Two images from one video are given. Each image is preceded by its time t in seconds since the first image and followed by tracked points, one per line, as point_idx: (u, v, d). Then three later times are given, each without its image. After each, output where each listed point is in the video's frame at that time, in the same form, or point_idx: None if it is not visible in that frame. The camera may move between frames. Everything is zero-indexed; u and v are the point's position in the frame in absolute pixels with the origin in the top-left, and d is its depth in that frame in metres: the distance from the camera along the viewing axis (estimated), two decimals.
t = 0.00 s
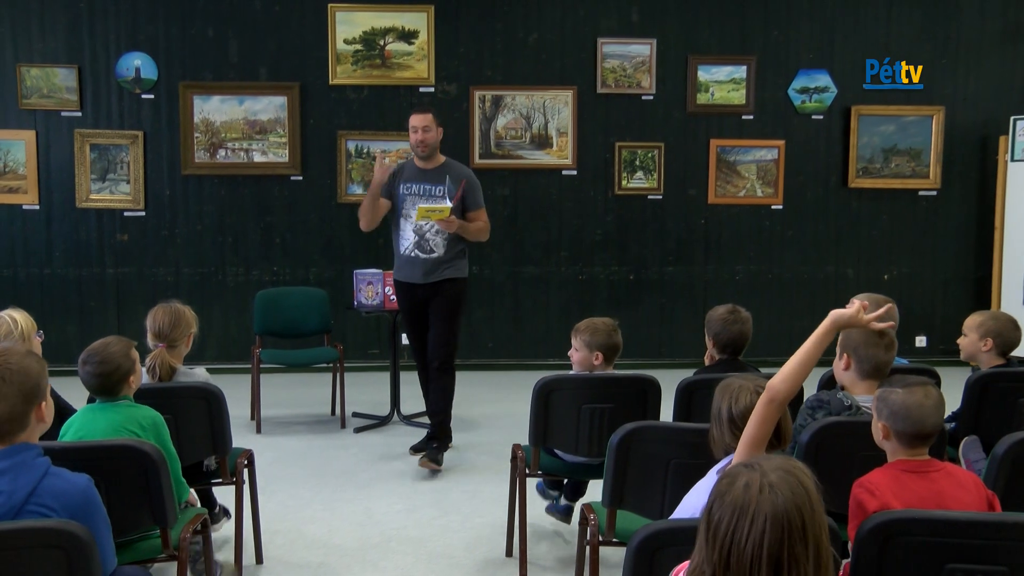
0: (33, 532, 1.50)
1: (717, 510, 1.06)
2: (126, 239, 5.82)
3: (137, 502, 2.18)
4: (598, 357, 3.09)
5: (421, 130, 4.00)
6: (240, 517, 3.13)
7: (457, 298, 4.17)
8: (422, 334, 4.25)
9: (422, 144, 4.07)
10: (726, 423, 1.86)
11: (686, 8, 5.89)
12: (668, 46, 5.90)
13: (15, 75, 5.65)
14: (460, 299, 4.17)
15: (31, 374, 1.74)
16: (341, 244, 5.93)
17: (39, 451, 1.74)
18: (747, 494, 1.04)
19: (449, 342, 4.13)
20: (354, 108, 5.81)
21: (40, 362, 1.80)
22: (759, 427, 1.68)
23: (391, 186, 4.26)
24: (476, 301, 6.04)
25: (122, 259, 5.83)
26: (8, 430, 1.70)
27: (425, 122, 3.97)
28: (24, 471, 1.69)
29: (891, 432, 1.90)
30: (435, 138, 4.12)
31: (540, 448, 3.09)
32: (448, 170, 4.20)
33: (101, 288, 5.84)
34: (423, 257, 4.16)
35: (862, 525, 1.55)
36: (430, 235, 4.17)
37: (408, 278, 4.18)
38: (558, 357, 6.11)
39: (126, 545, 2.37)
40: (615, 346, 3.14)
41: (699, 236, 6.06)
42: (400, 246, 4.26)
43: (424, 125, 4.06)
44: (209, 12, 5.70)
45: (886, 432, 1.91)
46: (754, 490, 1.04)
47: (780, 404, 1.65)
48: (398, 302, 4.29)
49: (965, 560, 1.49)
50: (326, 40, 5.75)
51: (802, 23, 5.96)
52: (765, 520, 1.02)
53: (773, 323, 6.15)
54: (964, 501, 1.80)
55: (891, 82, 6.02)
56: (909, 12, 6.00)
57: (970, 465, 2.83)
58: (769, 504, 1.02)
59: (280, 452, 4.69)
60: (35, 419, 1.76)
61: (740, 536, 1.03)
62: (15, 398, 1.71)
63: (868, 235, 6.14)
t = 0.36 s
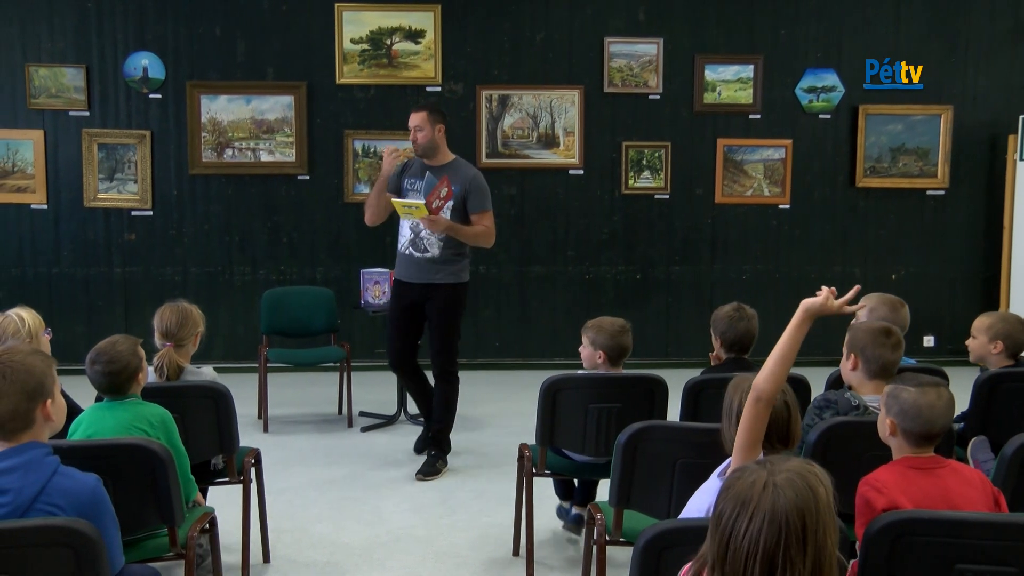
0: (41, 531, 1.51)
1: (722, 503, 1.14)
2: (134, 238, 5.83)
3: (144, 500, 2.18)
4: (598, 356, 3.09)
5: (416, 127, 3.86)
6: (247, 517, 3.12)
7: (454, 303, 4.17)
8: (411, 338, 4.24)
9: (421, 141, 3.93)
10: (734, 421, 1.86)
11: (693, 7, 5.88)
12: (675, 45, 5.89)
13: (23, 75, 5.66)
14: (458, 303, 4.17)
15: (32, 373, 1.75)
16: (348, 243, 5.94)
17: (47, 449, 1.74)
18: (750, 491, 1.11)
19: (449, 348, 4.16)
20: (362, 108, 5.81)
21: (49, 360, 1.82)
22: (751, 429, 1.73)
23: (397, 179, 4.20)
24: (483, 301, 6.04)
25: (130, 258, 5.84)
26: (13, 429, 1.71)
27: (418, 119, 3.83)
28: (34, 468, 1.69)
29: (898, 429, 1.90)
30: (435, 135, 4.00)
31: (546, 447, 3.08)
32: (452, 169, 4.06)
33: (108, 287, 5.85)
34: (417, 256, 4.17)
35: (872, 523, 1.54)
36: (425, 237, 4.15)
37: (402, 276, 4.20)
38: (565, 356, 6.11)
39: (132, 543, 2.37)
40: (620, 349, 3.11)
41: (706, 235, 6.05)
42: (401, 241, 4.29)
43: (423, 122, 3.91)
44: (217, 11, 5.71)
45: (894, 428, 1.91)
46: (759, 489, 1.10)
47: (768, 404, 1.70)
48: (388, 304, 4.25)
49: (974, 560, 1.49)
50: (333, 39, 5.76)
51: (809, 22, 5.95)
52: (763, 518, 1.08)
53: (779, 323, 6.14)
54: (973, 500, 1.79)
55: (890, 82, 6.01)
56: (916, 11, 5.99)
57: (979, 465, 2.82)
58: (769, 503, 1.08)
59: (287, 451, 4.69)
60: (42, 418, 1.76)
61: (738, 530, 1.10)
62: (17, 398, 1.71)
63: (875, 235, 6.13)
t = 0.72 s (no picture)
0: (54, 528, 1.52)
1: (728, 500, 1.13)
2: (144, 237, 5.84)
3: (154, 499, 2.19)
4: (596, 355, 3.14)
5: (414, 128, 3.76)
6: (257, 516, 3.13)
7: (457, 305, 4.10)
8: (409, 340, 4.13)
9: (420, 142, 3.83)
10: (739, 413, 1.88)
11: (702, 6, 5.87)
12: (684, 45, 5.88)
13: (34, 74, 5.68)
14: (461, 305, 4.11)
15: (42, 370, 1.79)
16: (357, 243, 5.94)
17: (58, 448, 1.76)
18: (756, 489, 1.10)
19: (451, 352, 4.16)
20: (371, 107, 5.82)
21: (56, 358, 1.86)
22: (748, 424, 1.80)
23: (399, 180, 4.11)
24: (491, 301, 6.04)
25: (140, 257, 5.86)
26: (20, 427, 1.75)
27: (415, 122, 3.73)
28: (44, 466, 1.71)
29: (903, 430, 1.89)
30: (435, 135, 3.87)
31: (556, 447, 3.09)
32: (452, 169, 3.94)
33: (118, 286, 5.86)
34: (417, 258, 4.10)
35: (878, 528, 1.54)
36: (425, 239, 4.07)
37: (403, 277, 4.13)
38: (573, 356, 6.11)
39: (143, 541, 2.38)
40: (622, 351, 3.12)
41: (715, 234, 6.05)
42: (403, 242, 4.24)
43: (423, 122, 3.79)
44: (226, 11, 5.72)
45: (899, 429, 1.90)
46: (763, 487, 1.10)
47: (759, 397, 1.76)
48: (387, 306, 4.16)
49: (981, 561, 1.49)
50: (342, 38, 5.76)
51: (819, 21, 5.93)
52: (766, 516, 1.08)
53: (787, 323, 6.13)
54: (980, 500, 1.79)
55: (890, 83, 5.98)
56: (927, 9, 5.97)
57: (990, 466, 2.80)
58: (772, 502, 1.08)
59: (297, 450, 4.70)
60: (51, 416, 1.80)
61: (741, 527, 1.10)
62: (26, 396, 1.76)
63: (885, 234, 6.11)
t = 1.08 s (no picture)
0: (67, 527, 1.53)
1: (739, 501, 1.16)
2: (156, 237, 5.86)
3: (167, 496, 2.20)
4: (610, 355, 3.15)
5: (403, 132, 3.66)
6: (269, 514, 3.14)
7: (453, 310, 4.01)
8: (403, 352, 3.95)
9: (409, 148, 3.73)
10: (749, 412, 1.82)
11: (714, 5, 5.86)
12: (696, 44, 5.87)
13: (48, 74, 5.70)
14: (456, 311, 4.01)
15: (56, 368, 1.81)
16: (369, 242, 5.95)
17: (70, 446, 1.77)
18: (767, 490, 1.12)
19: (448, 357, 4.10)
20: (383, 107, 5.83)
21: (68, 357, 1.88)
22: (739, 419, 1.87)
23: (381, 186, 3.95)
24: (502, 301, 6.04)
25: (152, 256, 5.87)
26: (34, 425, 1.76)
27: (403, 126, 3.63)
28: (58, 464, 1.72)
29: (928, 431, 1.88)
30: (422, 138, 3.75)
31: (567, 446, 3.08)
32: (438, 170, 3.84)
33: (131, 285, 5.88)
34: (411, 264, 3.95)
35: (894, 527, 1.53)
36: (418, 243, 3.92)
37: (396, 285, 3.97)
38: (585, 356, 6.10)
39: (156, 539, 2.38)
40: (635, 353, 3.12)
41: (727, 234, 6.03)
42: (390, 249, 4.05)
43: (411, 126, 3.71)
44: (239, 11, 5.73)
45: (923, 431, 1.88)
46: (773, 487, 1.12)
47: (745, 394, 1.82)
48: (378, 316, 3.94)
49: (1001, 561, 1.48)
50: (354, 38, 5.77)
51: (832, 20, 5.91)
52: (778, 517, 1.10)
53: (798, 323, 6.12)
54: (999, 501, 1.79)
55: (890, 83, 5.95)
56: (940, 8, 5.94)
57: (1004, 467, 2.80)
58: (784, 502, 1.10)
59: (308, 449, 4.71)
60: (64, 414, 1.82)
61: (754, 527, 1.12)
62: (40, 394, 1.77)
63: (898, 234, 6.09)
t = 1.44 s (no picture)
0: (92, 524, 1.53)
1: (758, 503, 1.15)
2: (178, 236, 5.89)
3: (189, 493, 2.21)
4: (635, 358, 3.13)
5: (399, 128, 3.40)
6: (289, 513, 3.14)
7: (448, 312, 3.70)
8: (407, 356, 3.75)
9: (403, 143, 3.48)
10: (761, 417, 1.82)
11: (736, 4, 5.84)
12: (718, 43, 5.85)
13: (72, 74, 5.75)
14: (451, 312, 3.70)
15: (82, 366, 1.84)
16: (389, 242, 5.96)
17: (95, 441, 1.77)
18: (785, 491, 1.11)
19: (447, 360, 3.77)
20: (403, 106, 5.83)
21: (93, 355, 1.91)
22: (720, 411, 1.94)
23: (369, 183, 3.66)
24: (522, 300, 6.04)
25: (174, 255, 5.91)
26: (59, 422, 1.79)
27: (400, 120, 3.38)
28: (82, 460, 1.72)
29: (955, 432, 1.86)
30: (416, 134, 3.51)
31: (587, 446, 3.07)
32: (432, 164, 3.62)
33: (153, 284, 5.92)
34: (410, 263, 3.65)
35: (918, 528, 1.52)
36: (417, 240, 3.66)
37: (394, 287, 3.67)
38: (605, 355, 6.09)
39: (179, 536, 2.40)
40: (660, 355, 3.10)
41: (747, 234, 6.01)
42: (380, 251, 3.73)
43: (405, 122, 3.45)
44: (261, 11, 5.76)
45: (949, 431, 1.87)
46: (791, 488, 1.11)
47: (717, 384, 1.89)
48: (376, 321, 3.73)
49: None
50: (375, 38, 5.78)
51: (854, 19, 5.88)
52: (797, 518, 1.09)
53: (818, 324, 6.09)
54: None
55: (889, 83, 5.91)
56: (965, 6, 5.90)
57: None
58: (803, 503, 1.09)
59: (328, 448, 4.72)
60: (89, 411, 1.84)
61: (775, 529, 1.11)
62: (66, 390, 1.80)
63: (920, 233, 6.05)
